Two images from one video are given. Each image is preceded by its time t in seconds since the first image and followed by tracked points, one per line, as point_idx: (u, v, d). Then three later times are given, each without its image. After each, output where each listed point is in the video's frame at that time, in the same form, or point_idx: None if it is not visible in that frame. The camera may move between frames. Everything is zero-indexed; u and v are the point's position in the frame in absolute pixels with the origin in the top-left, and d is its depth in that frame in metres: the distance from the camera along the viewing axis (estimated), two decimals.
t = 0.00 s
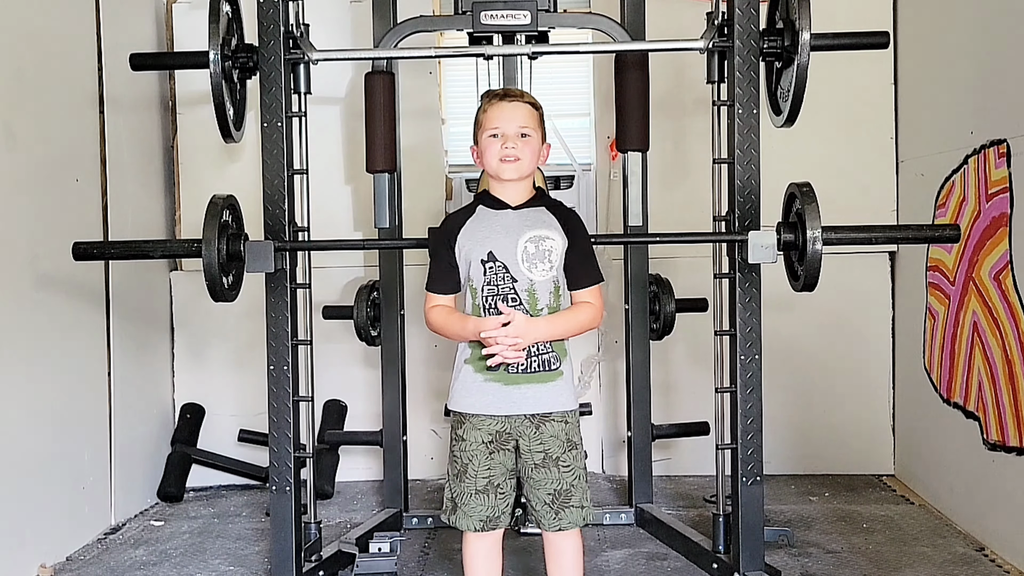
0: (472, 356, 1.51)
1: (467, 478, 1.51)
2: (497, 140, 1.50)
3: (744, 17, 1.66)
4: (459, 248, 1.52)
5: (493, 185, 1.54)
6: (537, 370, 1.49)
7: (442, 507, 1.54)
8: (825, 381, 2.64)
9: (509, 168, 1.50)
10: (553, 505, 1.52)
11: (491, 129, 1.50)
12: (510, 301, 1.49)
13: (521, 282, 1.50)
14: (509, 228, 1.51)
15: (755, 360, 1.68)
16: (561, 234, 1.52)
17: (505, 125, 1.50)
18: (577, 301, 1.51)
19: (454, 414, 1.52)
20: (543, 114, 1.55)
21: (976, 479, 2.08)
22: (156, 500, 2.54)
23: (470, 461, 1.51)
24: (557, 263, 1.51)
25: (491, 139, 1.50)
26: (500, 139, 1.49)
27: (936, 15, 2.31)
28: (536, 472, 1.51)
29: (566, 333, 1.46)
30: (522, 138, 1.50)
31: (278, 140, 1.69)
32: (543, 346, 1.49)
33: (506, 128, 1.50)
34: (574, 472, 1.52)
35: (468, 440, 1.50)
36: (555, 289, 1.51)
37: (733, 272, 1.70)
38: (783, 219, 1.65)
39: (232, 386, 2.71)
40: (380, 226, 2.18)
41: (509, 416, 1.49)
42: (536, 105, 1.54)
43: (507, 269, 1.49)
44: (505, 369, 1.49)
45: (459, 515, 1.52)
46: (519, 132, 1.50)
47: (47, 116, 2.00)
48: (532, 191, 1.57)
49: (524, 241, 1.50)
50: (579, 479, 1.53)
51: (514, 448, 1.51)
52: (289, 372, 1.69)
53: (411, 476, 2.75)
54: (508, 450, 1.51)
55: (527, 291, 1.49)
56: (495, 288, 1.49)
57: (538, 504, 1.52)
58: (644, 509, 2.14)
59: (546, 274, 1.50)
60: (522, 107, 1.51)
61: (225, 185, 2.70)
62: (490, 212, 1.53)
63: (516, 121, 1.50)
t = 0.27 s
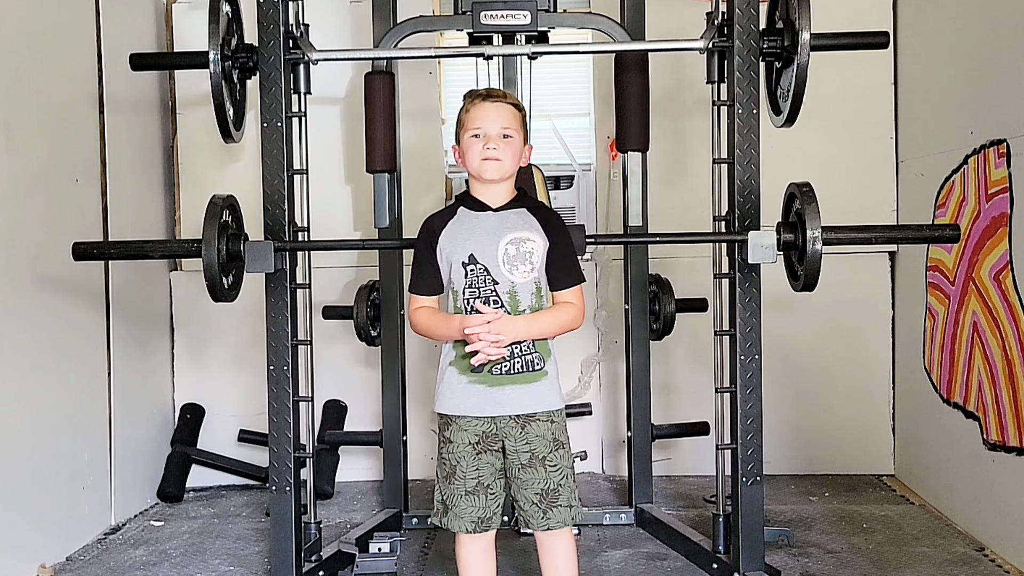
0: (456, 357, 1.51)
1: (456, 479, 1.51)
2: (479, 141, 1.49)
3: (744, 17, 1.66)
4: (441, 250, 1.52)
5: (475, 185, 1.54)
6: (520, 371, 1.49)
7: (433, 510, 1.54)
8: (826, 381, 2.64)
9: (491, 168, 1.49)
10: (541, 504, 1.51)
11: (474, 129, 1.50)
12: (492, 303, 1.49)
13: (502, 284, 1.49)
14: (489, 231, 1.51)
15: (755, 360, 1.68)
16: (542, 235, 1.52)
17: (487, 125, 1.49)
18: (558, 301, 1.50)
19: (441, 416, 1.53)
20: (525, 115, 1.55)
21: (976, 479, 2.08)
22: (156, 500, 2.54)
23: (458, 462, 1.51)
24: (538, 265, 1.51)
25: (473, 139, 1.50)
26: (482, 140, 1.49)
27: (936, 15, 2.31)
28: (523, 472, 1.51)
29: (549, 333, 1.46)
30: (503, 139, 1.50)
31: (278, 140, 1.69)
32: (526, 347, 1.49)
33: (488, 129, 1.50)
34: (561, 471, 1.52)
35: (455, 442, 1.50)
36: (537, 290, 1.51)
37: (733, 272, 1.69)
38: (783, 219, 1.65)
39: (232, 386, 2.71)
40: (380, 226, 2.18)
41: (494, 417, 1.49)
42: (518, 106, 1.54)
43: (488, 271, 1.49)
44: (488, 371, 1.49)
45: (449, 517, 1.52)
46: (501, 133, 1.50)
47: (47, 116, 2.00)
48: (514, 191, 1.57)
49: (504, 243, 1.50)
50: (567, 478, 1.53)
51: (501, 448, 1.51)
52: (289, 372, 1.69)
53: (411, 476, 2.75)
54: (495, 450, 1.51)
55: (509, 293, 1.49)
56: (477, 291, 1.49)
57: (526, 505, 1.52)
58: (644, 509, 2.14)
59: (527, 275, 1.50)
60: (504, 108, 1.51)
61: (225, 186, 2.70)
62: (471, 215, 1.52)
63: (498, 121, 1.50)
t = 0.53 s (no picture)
0: (448, 359, 1.51)
1: (452, 481, 1.51)
2: (465, 141, 1.49)
3: (744, 17, 1.66)
4: (428, 253, 1.52)
5: (461, 185, 1.54)
6: (513, 370, 1.49)
7: (429, 512, 1.53)
8: (826, 381, 2.64)
9: (476, 168, 1.49)
10: (538, 502, 1.51)
11: (460, 129, 1.49)
12: (482, 306, 1.49)
13: (491, 286, 1.49)
14: (476, 233, 1.50)
15: (755, 360, 1.68)
16: (529, 236, 1.52)
17: (473, 125, 1.49)
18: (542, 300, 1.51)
19: (434, 418, 1.52)
20: (512, 114, 1.54)
21: (976, 479, 2.08)
22: (156, 500, 2.54)
23: (453, 463, 1.51)
24: (526, 266, 1.51)
25: (459, 139, 1.49)
26: (468, 140, 1.48)
27: (936, 15, 2.30)
28: (518, 470, 1.51)
29: (536, 335, 1.47)
30: (490, 139, 1.49)
31: (278, 139, 1.69)
32: (517, 347, 1.49)
33: (474, 129, 1.49)
34: (557, 468, 1.52)
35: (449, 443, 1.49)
36: (525, 291, 1.51)
37: (733, 272, 1.69)
38: (783, 219, 1.65)
39: (232, 386, 2.71)
40: (380, 226, 2.18)
41: (488, 416, 1.48)
42: (505, 106, 1.54)
43: (476, 274, 1.49)
44: (481, 371, 1.49)
45: (446, 519, 1.51)
46: (487, 133, 1.49)
47: (47, 116, 2.00)
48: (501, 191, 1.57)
49: (492, 245, 1.50)
50: (563, 474, 1.53)
51: (496, 448, 1.51)
52: (289, 372, 1.69)
53: (411, 476, 2.75)
54: (490, 450, 1.50)
55: (497, 295, 1.49)
56: (466, 294, 1.49)
57: (524, 503, 1.52)
58: (643, 509, 2.14)
59: (516, 277, 1.50)
60: (490, 108, 1.50)
61: (225, 185, 2.70)
62: (458, 216, 1.52)
63: (484, 121, 1.49)
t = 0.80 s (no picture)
0: (453, 359, 1.50)
1: (455, 481, 1.51)
2: (473, 141, 1.50)
3: (744, 17, 1.66)
4: (436, 252, 1.52)
5: (468, 186, 1.54)
6: (518, 371, 1.49)
7: (432, 513, 1.53)
8: (826, 381, 2.64)
9: (485, 168, 1.50)
10: (544, 502, 1.51)
11: (468, 129, 1.50)
12: (489, 304, 1.49)
13: (498, 285, 1.49)
14: (484, 232, 1.51)
15: (755, 360, 1.68)
16: (537, 236, 1.52)
17: (481, 126, 1.50)
18: (548, 300, 1.51)
19: (439, 419, 1.52)
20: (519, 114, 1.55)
21: (976, 479, 2.08)
22: (156, 500, 2.54)
23: (457, 464, 1.51)
24: (533, 265, 1.51)
25: (467, 139, 1.50)
26: (476, 140, 1.49)
27: (936, 15, 2.31)
28: (524, 471, 1.51)
29: (541, 335, 1.47)
30: (497, 139, 1.50)
31: (278, 139, 1.69)
32: (523, 347, 1.49)
33: (482, 129, 1.50)
34: (563, 468, 1.52)
35: (453, 444, 1.49)
36: (532, 291, 1.51)
37: (733, 272, 1.69)
38: (783, 218, 1.65)
39: (232, 386, 2.71)
40: (380, 226, 2.18)
41: (493, 417, 1.48)
42: (512, 106, 1.54)
43: (484, 273, 1.49)
44: (487, 372, 1.49)
45: (449, 520, 1.51)
46: (495, 133, 1.50)
47: (47, 116, 2.00)
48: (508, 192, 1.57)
49: (500, 245, 1.50)
50: (568, 474, 1.53)
51: (501, 448, 1.51)
52: (289, 372, 1.69)
53: (411, 475, 2.75)
54: (495, 451, 1.50)
55: (505, 294, 1.49)
56: (473, 292, 1.49)
57: (529, 503, 1.52)
58: (643, 509, 2.14)
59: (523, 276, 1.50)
60: (498, 108, 1.51)
61: (225, 185, 2.70)
62: (465, 216, 1.52)
63: (492, 121, 1.50)
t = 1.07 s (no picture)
0: (478, 358, 1.50)
1: (472, 481, 1.51)
2: (504, 140, 1.49)
3: (744, 17, 1.66)
4: (465, 247, 1.51)
5: (499, 185, 1.54)
6: (543, 371, 1.49)
7: (447, 511, 1.53)
8: (826, 381, 2.64)
9: (516, 168, 1.49)
10: (562, 505, 1.51)
11: (499, 129, 1.50)
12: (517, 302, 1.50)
13: (528, 283, 1.50)
14: (516, 229, 1.50)
15: (755, 360, 1.68)
16: (567, 235, 1.52)
17: (512, 125, 1.49)
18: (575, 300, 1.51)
19: (459, 417, 1.52)
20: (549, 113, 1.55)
21: (976, 479, 2.08)
22: (156, 500, 2.54)
23: (475, 463, 1.50)
24: (562, 264, 1.51)
25: (498, 139, 1.50)
26: (507, 140, 1.49)
27: (936, 15, 2.31)
28: (543, 472, 1.51)
29: (570, 334, 1.47)
30: (529, 139, 1.50)
31: (278, 139, 1.69)
32: (549, 347, 1.49)
33: (513, 128, 1.49)
34: (582, 471, 1.52)
35: (472, 444, 1.49)
36: (560, 290, 1.51)
37: (733, 272, 1.69)
38: (783, 218, 1.65)
39: (232, 386, 2.71)
40: (380, 226, 2.18)
41: (515, 417, 1.49)
42: (542, 105, 1.54)
43: (514, 270, 1.49)
44: (511, 371, 1.49)
45: (464, 519, 1.51)
46: (526, 133, 1.50)
47: (47, 116, 2.00)
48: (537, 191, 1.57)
49: (531, 242, 1.50)
50: (587, 478, 1.53)
51: (520, 449, 1.50)
52: (289, 372, 1.69)
53: (411, 475, 2.75)
54: (513, 451, 1.50)
55: (534, 292, 1.50)
56: (502, 289, 1.49)
57: (547, 505, 1.52)
58: (643, 509, 2.14)
59: (552, 275, 1.51)
60: (529, 107, 1.51)
61: (225, 185, 2.70)
62: (495, 213, 1.52)
63: (524, 121, 1.50)
